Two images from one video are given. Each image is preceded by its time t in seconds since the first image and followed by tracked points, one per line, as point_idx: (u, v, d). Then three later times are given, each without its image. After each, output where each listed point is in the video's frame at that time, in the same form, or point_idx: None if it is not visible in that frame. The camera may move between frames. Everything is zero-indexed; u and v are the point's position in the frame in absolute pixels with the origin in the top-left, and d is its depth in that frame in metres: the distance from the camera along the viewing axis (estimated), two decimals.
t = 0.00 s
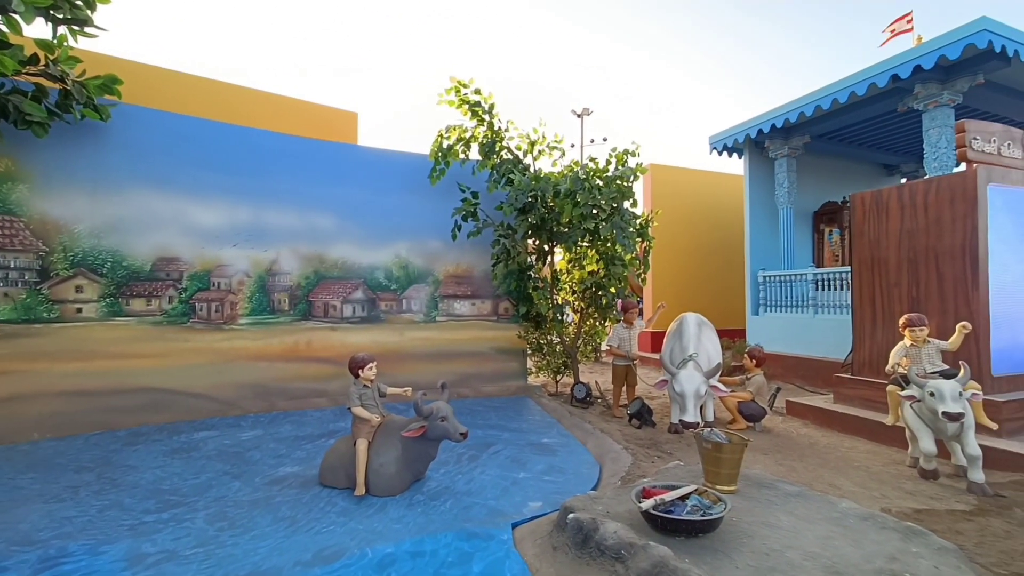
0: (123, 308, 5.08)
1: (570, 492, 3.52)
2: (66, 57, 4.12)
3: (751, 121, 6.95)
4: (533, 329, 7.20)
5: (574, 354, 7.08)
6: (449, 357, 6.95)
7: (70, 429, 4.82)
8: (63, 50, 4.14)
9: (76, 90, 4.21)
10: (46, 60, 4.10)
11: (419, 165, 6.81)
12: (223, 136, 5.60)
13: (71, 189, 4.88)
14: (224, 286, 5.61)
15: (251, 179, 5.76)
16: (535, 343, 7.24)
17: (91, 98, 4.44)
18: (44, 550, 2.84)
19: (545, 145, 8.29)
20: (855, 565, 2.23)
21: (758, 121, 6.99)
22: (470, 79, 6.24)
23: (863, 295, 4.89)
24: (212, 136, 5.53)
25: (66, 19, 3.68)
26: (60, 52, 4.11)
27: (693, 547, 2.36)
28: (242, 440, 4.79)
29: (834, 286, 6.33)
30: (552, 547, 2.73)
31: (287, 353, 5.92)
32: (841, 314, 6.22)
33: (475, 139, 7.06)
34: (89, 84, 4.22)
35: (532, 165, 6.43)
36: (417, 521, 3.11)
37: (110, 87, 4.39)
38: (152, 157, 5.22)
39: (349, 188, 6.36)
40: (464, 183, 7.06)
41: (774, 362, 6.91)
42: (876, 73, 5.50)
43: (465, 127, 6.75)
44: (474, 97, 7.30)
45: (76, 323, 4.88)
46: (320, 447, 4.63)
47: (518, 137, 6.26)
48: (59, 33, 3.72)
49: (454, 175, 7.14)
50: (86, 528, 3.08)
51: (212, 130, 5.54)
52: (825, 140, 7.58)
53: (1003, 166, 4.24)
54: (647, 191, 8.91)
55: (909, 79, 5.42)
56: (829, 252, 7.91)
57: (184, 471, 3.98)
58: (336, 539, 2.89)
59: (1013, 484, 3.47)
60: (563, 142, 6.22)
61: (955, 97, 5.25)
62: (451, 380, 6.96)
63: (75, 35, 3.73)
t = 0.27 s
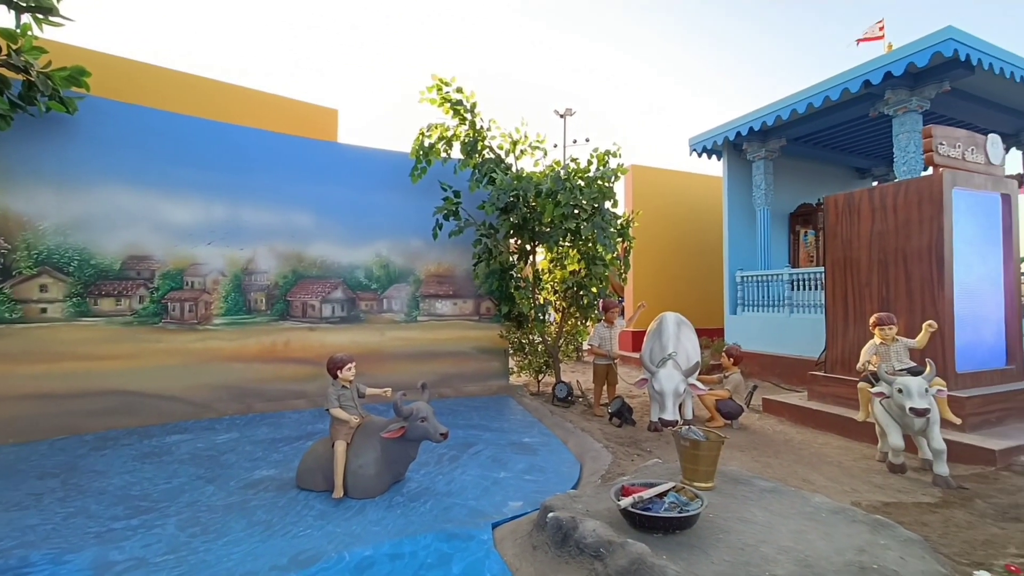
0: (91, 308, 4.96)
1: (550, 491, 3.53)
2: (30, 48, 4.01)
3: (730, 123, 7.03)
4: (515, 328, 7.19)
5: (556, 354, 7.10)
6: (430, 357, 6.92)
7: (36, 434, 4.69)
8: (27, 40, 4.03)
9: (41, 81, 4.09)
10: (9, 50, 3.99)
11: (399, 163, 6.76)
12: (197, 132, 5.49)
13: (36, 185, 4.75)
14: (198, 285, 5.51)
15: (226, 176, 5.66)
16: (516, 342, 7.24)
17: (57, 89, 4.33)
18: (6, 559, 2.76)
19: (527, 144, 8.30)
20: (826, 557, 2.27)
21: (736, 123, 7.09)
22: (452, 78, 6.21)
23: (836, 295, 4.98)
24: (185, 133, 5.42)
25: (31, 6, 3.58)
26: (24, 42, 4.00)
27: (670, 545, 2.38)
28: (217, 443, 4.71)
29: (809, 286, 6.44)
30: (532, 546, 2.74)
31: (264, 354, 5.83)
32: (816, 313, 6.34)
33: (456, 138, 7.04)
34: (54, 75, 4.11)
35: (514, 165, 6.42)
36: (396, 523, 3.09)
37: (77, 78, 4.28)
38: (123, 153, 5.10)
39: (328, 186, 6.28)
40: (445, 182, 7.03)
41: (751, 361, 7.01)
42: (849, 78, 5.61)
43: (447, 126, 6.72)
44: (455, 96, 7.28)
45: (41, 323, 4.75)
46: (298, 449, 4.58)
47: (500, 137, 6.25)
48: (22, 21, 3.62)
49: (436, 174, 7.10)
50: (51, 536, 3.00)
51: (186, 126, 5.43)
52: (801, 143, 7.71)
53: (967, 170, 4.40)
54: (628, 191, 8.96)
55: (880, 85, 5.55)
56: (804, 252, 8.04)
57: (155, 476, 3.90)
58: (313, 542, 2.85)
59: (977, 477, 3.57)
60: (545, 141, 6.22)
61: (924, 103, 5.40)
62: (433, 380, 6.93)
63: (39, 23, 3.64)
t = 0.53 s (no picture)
0: (62, 308, 4.85)
1: (533, 491, 3.53)
2: None
3: (713, 125, 7.09)
4: (501, 328, 7.15)
5: (541, 353, 7.10)
6: (415, 357, 6.88)
7: (5, 437, 4.58)
8: None
9: (10, 74, 4.00)
10: None
11: (383, 162, 6.71)
12: (175, 129, 5.40)
13: (5, 180, 4.63)
14: (175, 284, 5.41)
15: (205, 174, 5.57)
16: (502, 342, 7.22)
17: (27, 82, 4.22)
18: None
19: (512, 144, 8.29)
20: (804, 553, 2.29)
21: (719, 125, 7.15)
22: (436, 77, 6.18)
23: (814, 295, 5.04)
24: (163, 129, 5.33)
25: None
26: None
27: (652, 543, 2.39)
28: (195, 445, 4.64)
29: (789, 286, 6.53)
30: (515, 546, 2.73)
31: (245, 354, 5.76)
32: (796, 313, 6.42)
33: (441, 137, 7.01)
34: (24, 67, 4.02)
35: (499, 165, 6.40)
36: (379, 525, 3.06)
37: (49, 71, 4.19)
38: (96, 149, 4.99)
39: (311, 184, 6.22)
40: (430, 181, 7.00)
41: (733, 360, 7.08)
42: (827, 83, 5.70)
43: (432, 125, 6.69)
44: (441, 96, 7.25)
45: (11, 323, 4.64)
46: (279, 451, 4.52)
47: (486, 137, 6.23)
48: None
49: (421, 173, 7.06)
50: (20, 542, 2.92)
51: (163, 122, 5.34)
52: (783, 146, 7.81)
53: (939, 174, 4.50)
54: (613, 191, 9.00)
55: (857, 90, 5.63)
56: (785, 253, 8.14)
57: (130, 480, 3.83)
58: (293, 546, 2.82)
59: (949, 472, 3.65)
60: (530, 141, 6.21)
61: (898, 109, 5.48)
62: (417, 381, 6.89)
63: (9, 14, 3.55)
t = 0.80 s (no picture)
0: (37, 307, 4.75)
1: (520, 489, 3.53)
2: None
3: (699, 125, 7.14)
4: (488, 327, 7.12)
5: (528, 352, 7.10)
6: (402, 356, 6.85)
7: None
8: None
9: None
10: None
11: (369, 160, 6.66)
12: (155, 125, 5.32)
13: None
14: (155, 283, 5.33)
15: (187, 171, 5.50)
16: (489, 341, 7.20)
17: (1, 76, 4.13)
18: None
19: (499, 142, 8.28)
20: (786, 547, 2.32)
21: (704, 125, 7.21)
22: (423, 75, 6.14)
23: (797, 294, 5.10)
24: (142, 125, 5.24)
25: None
26: None
27: (636, 540, 2.41)
28: (176, 447, 4.57)
29: (773, 285, 6.60)
30: (501, 545, 2.73)
31: (228, 354, 5.69)
32: (780, 311, 6.49)
33: (428, 136, 6.98)
34: None
35: (486, 163, 6.38)
36: (364, 525, 3.05)
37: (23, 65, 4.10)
38: (73, 145, 4.90)
39: (295, 182, 6.16)
40: (416, 179, 6.96)
41: (719, 358, 7.14)
42: (809, 86, 5.77)
43: (418, 123, 6.66)
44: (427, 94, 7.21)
45: None
46: (262, 452, 4.47)
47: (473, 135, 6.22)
48: None
49: (407, 171, 7.03)
50: None
51: (143, 118, 5.25)
52: (767, 147, 7.89)
53: (917, 176, 4.57)
54: (600, 190, 9.02)
55: (839, 92, 5.70)
56: (769, 253, 8.23)
57: (108, 483, 3.76)
58: (276, 548, 2.79)
59: (925, 466, 3.72)
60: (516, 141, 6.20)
61: (878, 111, 5.56)
62: (404, 381, 6.86)
63: None
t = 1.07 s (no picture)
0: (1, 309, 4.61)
1: (502, 490, 3.52)
2: None
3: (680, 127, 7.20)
4: (471, 328, 7.10)
5: (512, 353, 7.09)
6: (385, 357, 6.80)
7: None
8: None
9: None
10: None
11: (350, 159, 6.59)
12: (128, 122, 5.20)
13: None
14: (128, 284, 5.22)
15: (161, 169, 5.39)
16: (472, 341, 7.18)
17: None
18: None
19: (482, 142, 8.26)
20: (763, 543, 2.34)
21: (685, 127, 7.27)
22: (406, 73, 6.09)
23: (775, 293, 5.16)
24: (114, 122, 5.12)
25: None
26: None
27: (616, 540, 2.41)
28: (150, 452, 4.48)
29: (753, 285, 6.68)
30: (483, 546, 2.72)
31: (206, 356, 5.60)
32: (759, 311, 6.58)
33: (410, 135, 6.93)
34: None
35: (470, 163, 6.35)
36: (345, 529, 3.01)
37: None
38: (40, 142, 4.76)
39: (274, 181, 6.07)
40: (398, 179, 6.92)
41: (700, 357, 7.21)
42: (786, 89, 5.85)
43: (401, 123, 6.60)
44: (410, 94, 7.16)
45: None
46: (240, 456, 4.40)
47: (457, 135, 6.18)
48: None
49: (389, 171, 6.97)
50: None
51: (115, 115, 5.13)
52: (746, 149, 7.98)
53: (890, 178, 4.66)
54: (583, 190, 9.04)
55: (815, 96, 5.79)
56: (749, 253, 8.34)
57: (79, 490, 3.67)
58: (253, 554, 2.74)
59: (897, 461, 3.79)
60: (498, 141, 6.17)
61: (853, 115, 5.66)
62: (387, 382, 6.80)
63: None
